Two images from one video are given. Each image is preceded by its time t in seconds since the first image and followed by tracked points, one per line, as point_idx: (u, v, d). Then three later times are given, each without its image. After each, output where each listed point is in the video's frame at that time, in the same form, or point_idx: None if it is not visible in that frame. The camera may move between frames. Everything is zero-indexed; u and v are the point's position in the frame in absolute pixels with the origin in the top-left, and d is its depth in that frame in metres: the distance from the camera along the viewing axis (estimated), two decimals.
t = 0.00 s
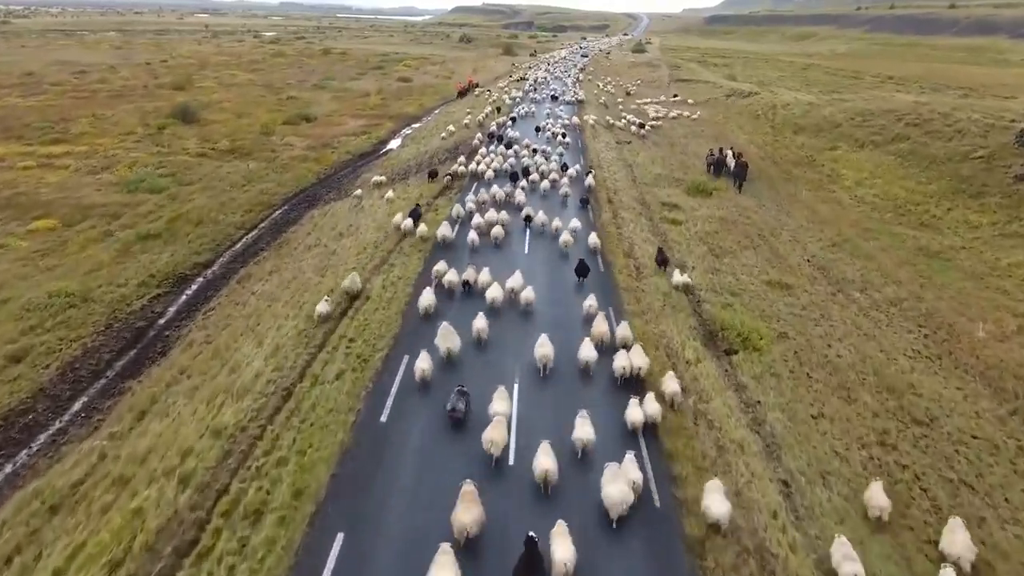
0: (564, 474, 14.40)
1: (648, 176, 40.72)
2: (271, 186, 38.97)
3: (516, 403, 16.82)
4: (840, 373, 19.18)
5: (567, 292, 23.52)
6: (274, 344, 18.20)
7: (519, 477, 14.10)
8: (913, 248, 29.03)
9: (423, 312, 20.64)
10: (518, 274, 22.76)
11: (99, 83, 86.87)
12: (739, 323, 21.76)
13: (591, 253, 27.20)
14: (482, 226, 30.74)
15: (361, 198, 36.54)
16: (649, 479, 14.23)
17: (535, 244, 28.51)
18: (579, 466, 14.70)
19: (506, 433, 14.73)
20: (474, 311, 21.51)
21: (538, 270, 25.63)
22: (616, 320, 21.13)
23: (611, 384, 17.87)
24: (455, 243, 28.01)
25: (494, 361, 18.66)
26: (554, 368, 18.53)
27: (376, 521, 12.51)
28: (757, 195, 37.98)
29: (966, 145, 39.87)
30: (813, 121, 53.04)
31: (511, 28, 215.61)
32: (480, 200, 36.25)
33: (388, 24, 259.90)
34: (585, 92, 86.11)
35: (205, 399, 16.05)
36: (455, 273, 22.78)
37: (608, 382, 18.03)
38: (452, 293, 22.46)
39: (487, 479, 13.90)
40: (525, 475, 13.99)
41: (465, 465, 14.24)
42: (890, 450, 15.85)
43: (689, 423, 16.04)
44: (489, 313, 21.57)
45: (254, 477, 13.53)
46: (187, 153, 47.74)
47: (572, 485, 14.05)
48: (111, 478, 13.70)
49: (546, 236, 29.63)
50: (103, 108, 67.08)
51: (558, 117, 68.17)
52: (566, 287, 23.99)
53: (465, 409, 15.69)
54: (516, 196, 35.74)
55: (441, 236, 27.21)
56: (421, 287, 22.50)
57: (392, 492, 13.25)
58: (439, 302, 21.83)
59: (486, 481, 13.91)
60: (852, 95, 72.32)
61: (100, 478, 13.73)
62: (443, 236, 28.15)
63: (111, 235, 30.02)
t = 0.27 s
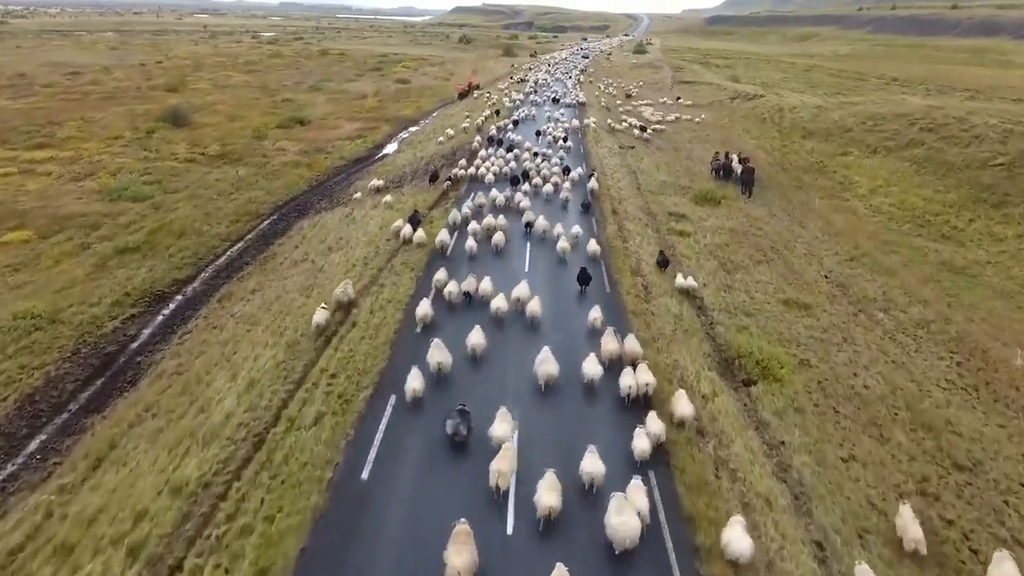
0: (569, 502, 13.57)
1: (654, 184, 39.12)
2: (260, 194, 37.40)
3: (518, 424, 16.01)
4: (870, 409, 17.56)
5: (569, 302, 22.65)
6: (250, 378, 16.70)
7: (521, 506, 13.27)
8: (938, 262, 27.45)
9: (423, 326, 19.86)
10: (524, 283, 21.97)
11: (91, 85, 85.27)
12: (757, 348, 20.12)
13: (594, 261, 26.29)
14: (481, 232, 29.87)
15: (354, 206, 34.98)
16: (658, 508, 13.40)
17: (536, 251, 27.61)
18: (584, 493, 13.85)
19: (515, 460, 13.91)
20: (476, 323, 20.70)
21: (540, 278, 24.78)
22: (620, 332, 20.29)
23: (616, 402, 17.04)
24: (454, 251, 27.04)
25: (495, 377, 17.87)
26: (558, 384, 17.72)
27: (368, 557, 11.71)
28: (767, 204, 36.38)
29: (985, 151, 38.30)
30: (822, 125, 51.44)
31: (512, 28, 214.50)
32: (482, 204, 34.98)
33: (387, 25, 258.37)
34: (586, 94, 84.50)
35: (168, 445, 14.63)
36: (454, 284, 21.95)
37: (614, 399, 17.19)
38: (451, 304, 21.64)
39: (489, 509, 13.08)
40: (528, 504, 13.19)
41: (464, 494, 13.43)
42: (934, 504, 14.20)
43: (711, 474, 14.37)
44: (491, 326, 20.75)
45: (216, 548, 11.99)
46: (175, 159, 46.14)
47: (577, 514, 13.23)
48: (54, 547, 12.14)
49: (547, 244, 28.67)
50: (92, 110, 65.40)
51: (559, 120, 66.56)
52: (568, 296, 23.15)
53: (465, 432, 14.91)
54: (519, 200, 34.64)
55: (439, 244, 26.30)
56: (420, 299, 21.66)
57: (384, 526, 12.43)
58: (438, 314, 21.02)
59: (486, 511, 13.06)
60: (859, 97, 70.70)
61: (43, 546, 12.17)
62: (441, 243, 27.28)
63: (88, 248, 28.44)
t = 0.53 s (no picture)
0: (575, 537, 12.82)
1: (661, 192, 37.45)
2: (249, 203, 35.81)
3: (522, 449, 15.29)
4: (906, 452, 15.99)
5: (571, 314, 21.88)
6: (221, 422, 15.22)
7: (525, 542, 12.53)
8: (965, 279, 25.86)
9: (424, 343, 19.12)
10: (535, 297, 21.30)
11: (85, 86, 83.75)
12: (778, 377, 18.53)
13: (595, 271, 25.48)
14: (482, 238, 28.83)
15: (348, 216, 33.41)
16: (671, 546, 12.62)
17: (537, 259, 26.78)
18: (591, 528, 13.11)
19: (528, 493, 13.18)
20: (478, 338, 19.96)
21: (542, 288, 24.01)
22: (626, 348, 19.53)
23: (623, 424, 16.31)
24: (454, 258, 26.12)
25: (499, 397, 17.15)
26: (563, 405, 17.00)
27: None
28: (779, 213, 34.70)
29: (1007, 159, 36.67)
30: (833, 130, 49.79)
31: (512, 28, 212.94)
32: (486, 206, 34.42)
33: (388, 25, 256.90)
34: (589, 97, 82.83)
35: (125, 504, 13.16)
36: (456, 297, 21.18)
37: (620, 422, 16.42)
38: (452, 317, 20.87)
39: (495, 546, 12.32)
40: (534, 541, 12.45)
41: (464, 529, 12.68)
42: None
43: (740, 544, 12.79)
44: (493, 341, 19.98)
45: None
46: (163, 165, 44.59)
47: (586, 552, 12.47)
48: None
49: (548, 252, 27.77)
50: (82, 113, 63.83)
51: (561, 123, 64.97)
52: (570, 308, 22.41)
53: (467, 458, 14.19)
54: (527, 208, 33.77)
55: (439, 252, 25.43)
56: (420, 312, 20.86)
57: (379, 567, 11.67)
58: (439, 328, 20.27)
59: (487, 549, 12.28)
60: (868, 100, 69.03)
61: None
62: (441, 249, 26.35)
63: (63, 263, 26.90)
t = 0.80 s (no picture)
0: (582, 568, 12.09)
1: (667, 199, 36.18)
2: (241, 211, 34.53)
3: (525, 466, 14.63)
4: (944, 494, 14.68)
5: (576, 323, 21.20)
6: (193, 466, 13.92)
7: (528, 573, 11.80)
8: (990, 295, 24.58)
9: (423, 354, 18.45)
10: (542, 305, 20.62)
11: (79, 87, 82.46)
12: (800, 407, 17.21)
13: (600, 276, 24.78)
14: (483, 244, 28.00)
15: (341, 223, 32.08)
16: (682, 572, 12.02)
17: (539, 264, 26.06)
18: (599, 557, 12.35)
19: (540, 519, 12.59)
20: (479, 348, 19.28)
21: (545, 293, 23.32)
22: (633, 360, 18.80)
23: (628, 440, 15.65)
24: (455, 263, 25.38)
25: (501, 410, 16.50)
26: (567, 420, 16.34)
27: None
28: (791, 221, 33.42)
29: None
30: (843, 134, 48.48)
31: (513, 28, 211.83)
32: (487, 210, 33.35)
33: (388, 25, 255.57)
34: (591, 98, 81.52)
35: (80, 567, 11.86)
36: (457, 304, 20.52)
37: (627, 440, 15.68)
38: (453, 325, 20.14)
39: None
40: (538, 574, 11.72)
41: (464, 560, 11.95)
42: None
43: None
44: (495, 350, 19.31)
45: None
46: (154, 170, 43.27)
47: None
48: None
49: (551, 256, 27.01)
50: (74, 115, 62.50)
51: (563, 125, 63.69)
52: (574, 315, 21.72)
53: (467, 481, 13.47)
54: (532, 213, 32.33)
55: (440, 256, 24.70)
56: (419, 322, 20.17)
57: None
58: (439, 338, 19.60)
59: None
60: (876, 102, 67.76)
61: None
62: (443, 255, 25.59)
63: (41, 276, 25.58)
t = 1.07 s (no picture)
0: None
1: (675, 207, 34.71)
2: (229, 220, 33.07)
3: (528, 487, 13.98)
4: (993, 553, 13.15)
5: (579, 332, 20.49)
6: (150, 527, 12.47)
7: None
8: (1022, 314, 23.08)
9: (424, 366, 17.80)
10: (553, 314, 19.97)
11: (71, 88, 80.99)
12: (827, 445, 15.70)
13: (604, 282, 24.03)
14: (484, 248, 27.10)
15: (332, 233, 30.62)
16: None
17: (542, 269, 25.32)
18: None
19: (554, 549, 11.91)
20: (481, 359, 18.61)
21: (549, 299, 22.59)
22: (638, 374, 18.08)
23: (636, 460, 14.96)
24: (455, 268, 24.62)
25: (503, 426, 15.84)
26: (573, 436, 15.65)
27: None
28: (805, 231, 31.92)
29: None
30: (854, 137, 46.93)
31: (513, 28, 210.53)
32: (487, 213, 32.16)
33: (388, 25, 254.04)
34: (593, 100, 80.00)
35: None
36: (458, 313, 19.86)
37: (634, 461, 14.95)
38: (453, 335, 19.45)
39: None
40: None
41: None
42: None
43: None
44: (498, 361, 18.62)
45: None
46: (141, 175, 41.80)
47: None
48: None
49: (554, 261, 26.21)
50: (64, 117, 61.04)
51: (565, 128, 62.19)
52: (578, 323, 21.00)
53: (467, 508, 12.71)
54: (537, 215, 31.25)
55: (440, 262, 23.97)
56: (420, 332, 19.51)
57: None
58: (439, 348, 18.93)
59: None
60: (885, 105, 66.20)
61: None
62: (443, 260, 24.81)
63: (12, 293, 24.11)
